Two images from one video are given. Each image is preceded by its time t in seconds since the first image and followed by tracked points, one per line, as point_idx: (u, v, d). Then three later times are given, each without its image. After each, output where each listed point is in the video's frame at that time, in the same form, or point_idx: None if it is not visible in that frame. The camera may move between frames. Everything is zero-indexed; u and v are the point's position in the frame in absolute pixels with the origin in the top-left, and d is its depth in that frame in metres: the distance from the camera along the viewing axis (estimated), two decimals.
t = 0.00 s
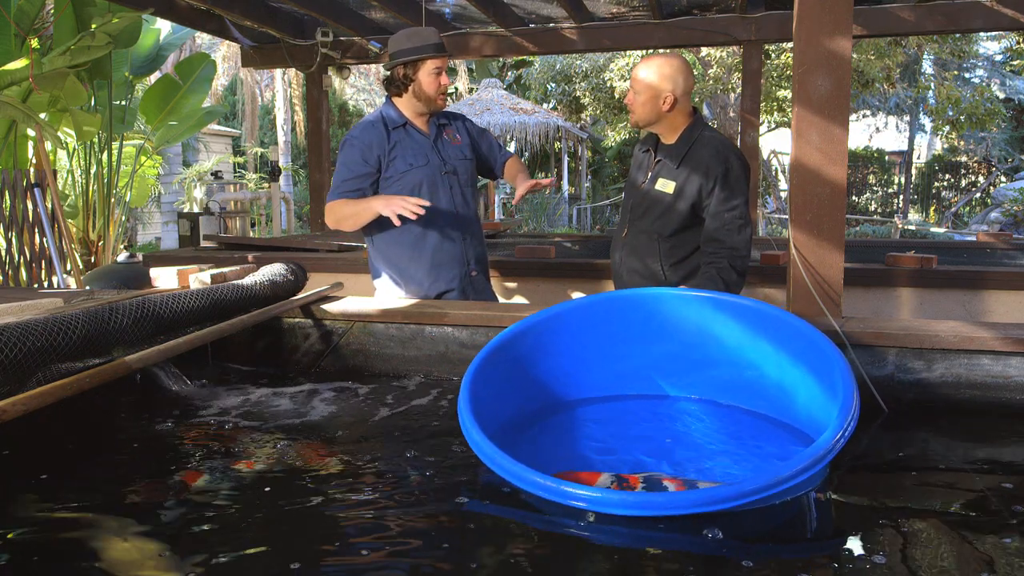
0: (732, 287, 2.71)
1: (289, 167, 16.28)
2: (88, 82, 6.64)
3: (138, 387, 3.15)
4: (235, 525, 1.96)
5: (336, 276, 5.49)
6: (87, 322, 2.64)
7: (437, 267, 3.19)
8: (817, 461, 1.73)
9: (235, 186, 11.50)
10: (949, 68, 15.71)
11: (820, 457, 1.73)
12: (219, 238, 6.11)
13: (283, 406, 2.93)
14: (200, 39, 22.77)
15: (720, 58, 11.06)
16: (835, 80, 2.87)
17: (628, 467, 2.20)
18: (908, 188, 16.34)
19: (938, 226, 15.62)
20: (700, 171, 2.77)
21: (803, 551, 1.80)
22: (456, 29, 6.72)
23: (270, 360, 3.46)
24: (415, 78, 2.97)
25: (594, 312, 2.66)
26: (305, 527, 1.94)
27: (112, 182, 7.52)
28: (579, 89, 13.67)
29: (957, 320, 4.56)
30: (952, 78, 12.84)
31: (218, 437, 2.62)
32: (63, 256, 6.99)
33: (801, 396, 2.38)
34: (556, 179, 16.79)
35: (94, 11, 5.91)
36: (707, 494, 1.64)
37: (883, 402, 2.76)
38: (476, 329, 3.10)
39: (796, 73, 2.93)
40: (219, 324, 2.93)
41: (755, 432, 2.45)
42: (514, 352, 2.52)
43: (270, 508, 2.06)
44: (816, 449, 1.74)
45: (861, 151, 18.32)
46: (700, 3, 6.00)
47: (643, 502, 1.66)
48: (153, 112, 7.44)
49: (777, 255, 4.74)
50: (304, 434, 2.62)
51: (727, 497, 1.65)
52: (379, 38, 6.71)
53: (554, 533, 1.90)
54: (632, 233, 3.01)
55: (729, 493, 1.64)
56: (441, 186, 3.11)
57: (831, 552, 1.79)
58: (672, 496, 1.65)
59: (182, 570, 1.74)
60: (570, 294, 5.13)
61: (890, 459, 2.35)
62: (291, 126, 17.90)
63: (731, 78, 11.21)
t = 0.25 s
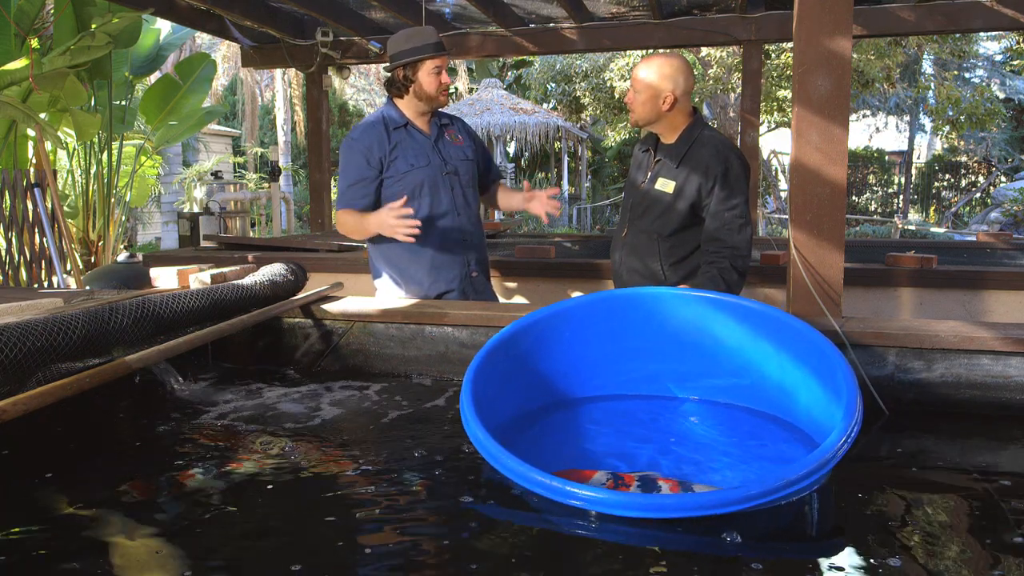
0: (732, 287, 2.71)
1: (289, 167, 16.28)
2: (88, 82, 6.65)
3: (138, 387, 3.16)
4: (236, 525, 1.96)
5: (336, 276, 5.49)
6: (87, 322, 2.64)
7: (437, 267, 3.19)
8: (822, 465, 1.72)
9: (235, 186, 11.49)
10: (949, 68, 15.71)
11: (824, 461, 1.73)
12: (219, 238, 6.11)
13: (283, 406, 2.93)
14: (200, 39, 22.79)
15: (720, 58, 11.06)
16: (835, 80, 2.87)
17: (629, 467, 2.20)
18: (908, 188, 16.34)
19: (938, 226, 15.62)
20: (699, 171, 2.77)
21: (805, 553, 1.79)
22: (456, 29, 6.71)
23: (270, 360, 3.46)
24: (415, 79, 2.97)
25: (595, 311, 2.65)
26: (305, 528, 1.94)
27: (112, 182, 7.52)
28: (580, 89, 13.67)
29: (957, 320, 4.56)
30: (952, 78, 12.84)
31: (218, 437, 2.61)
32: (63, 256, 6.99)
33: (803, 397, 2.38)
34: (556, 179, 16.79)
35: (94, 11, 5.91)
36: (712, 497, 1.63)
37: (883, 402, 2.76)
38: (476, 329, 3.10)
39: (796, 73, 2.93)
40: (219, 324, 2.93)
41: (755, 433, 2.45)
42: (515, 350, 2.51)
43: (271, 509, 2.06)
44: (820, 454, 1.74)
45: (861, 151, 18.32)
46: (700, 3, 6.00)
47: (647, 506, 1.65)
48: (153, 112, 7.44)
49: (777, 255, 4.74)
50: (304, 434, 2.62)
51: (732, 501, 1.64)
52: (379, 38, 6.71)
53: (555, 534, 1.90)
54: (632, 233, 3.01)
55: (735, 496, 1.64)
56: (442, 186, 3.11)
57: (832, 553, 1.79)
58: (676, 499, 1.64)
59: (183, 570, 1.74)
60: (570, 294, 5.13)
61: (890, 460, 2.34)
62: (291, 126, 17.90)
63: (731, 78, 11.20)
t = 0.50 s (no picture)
0: (732, 287, 2.71)
1: (289, 167, 16.28)
2: (88, 82, 6.65)
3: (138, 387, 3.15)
4: (235, 525, 1.96)
5: (336, 276, 5.48)
6: (87, 322, 2.64)
7: (437, 267, 3.19)
8: (824, 466, 1.73)
9: (235, 186, 11.49)
10: (949, 68, 15.70)
11: (826, 463, 1.73)
12: (219, 238, 6.11)
13: (283, 406, 2.93)
14: (200, 39, 22.81)
15: (720, 58, 11.06)
16: (835, 80, 2.87)
17: (630, 467, 2.20)
18: (908, 188, 16.34)
19: (938, 226, 15.62)
20: (699, 171, 2.78)
21: (805, 552, 1.80)
22: (456, 29, 6.71)
23: (270, 360, 3.46)
24: (417, 79, 2.97)
25: (594, 311, 2.65)
26: (305, 528, 1.94)
27: (112, 182, 7.51)
28: (580, 89, 13.68)
29: (957, 320, 4.56)
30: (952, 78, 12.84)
31: (219, 437, 2.61)
32: (63, 256, 6.99)
33: (803, 398, 2.39)
34: (556, 180, 16.79)
35: (94, 11, 5.90)
36: (714, 496, 1.63)
37: (883, 402, 2.76)
38: (476, 329, 3.11)
39: (796, 73, 2.93)
40: (219, 324, 2.93)
41: (755, 434, 2.45)
42: (515, 349, 2.51)
43: (271, 508, 2.06)
44: (823, 456, 1.74)
45: (861, 151, 18.32)
46: (700, 4, 6.00)
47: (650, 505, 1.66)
48: (153, 112, 7.44)
49: (777, 255, 4.74)
50: (304, 434, 2.62)
51: (734, 501, 1.65)
52: (379, 38, 6.71)
53: (555, 533, 1.90)
54: (632, 233, 3.01)
55: (737, 496, 1.64)
56: (443, 186, 3.11)
57: (832, 553, 1.80)
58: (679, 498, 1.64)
59: (183, 570, 1.74)
60: (570, 294, 5.13)
61: (889, 460, 2.35)
62: (291, 126, 17.90)
63: (731, 78, 11.21)
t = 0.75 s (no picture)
0: (732, 287, 2.71)
1: (289, 167, 16.28)
2: (88, 82, 6.65)
3: (138, 387, 3.15)
4: (235, 525, 1.96)
5: (336, 276, 5.48)
6: (87, 322, 2.64)
7: (437, 267, 3.19)
8: (827, 468, 1.73)
9: (235, 186, 11.49)
10: (949, 68, 15.70)
11: (829, 466, 1.73)
12: (219, 239, 6.11)
13: (283, 406, 2.93)
14: (200, 39, 22.83)
15: (720, 58, 11.06)
16: (835, 80, 2.87)
17: (632, 466, 2.20)
18: (908, 188, 16.34)
19: (938, 226, 15.62)
20: (699, 171, 2.77)
21: (807, 553, 1.79)
22: (456, 29, 6.71)
23: (270, 360, 3.46)
24: (419, 79, 2.97)
25: (594, 309, 2.65)
26: (305, 528, 1.94)
27: (112, 182, 7.51)
28: (580, 89, 13.68)
29: (957, 320, 4.56)
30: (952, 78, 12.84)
31: (219, 437, 2.61)
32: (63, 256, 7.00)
33: (805, 398, 2.39)
34: (556, 179, 16.79)
35: (94, 11, 5.90)
36: (717, 498, 1.64)
37: (883, 402, 2.76)
38: (476, 329, 3.11)
39: (796, 73, 2.93)
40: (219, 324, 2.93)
41: (755, 433, 2.45)
42: (515, 348, 2.50)
43: (271, 508, 2.06)
44: (826, 458, 1.74)
45: (861, 151, 18.31)
46: (700, 4, 5.99)
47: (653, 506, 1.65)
48: (153, 112, 7.44)
49: (777, 255, 4.73)
50: (304, 434, 2.63)
51: (737, 502, 1.65)
52: (379, 37, 6.71)
53: (556, 533, 1.91)
54: (632, 233, 3.01)
55: (741, 497, 1.64)
56: (444, 186, 3.11)
57: (833, 553, 1.80)
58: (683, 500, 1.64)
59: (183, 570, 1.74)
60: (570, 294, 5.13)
61: (889, 459, 2.35)
62: (291, 126, 17.90)
63: (731, 78, 11.21)
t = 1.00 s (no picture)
0: (732, 287, 2.71)
1: (289, 167, 16.27)
2: (88, 82, 6.65)
3: (138, 387, 3.15)
4: (235, 527, 1.96)
5: (336, 276, 5.48)
6: (87, 322, 2.64)
7: (436, 267, 3.19)
8: (830, 471, 1.72)
9: (235, 186, 11.49)
10: (949, 67, 15.68)
11: (831, 470, 1.73)
12: (219, 239, 6.10)
13: (284, 406, 2.93)
14: (200, 39, 22.83)
15: (720, 58, 11.06)
16: (835, 80, 2.87)
17: (633, 465, 2.20)
18: (908, 188, 16.34)
19: (939, 226, 15.62)
20: (699, 171, 2.77)
21: (808, 553, 1.79)
22: (456, 29, 6.71)
23: (270, 360, 3.46)
24: (418, 78, 2.96)
25: (594, 309, 2.64)
26: (305, 529, 1.94)
27: (112, 182, 7.51)
28: (580, 89, 13.68)
29: (957, 320, 4.56)
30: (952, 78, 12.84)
31: (220, 437, 2.61)
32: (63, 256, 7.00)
33: (806, 399, 2.40)
34: (556, 179, 16.79)
35: (94, 11, 5.90)
36: (720, 500, 1.63)
37: (883, 402, 2.76)
38: (476, 329, 3.11)
39: (796, 73, 2.93)
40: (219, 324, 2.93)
41: (757, 432, 2.46)
42: (516, 348, 2.50)
43: (271, 509, 2.06)
44: (829, 460, 1.74)
45: (861, 151, 18.31)
46: (700, 3, 5.99)
47: (657, 508, 1.65)
48: (153, 112, 7.44)
49: (777, 255, 4.73)
50: (303, 434, 2.63)
51: (742, 503, 1.64)
52: (379, 37, 6.71)
53: (558, 534, 1.90)
54: (632, 233, 3.01)
55: (745, 499, 1.64)
56: (444, 186, 3.11)
57: (835, 553, 1.80)
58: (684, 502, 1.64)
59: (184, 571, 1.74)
60: (570, 294, 5.13)
61: (889, 459, 2.34)
62: (291, 126, 17.90)
63: (731, 78, 11.21)
